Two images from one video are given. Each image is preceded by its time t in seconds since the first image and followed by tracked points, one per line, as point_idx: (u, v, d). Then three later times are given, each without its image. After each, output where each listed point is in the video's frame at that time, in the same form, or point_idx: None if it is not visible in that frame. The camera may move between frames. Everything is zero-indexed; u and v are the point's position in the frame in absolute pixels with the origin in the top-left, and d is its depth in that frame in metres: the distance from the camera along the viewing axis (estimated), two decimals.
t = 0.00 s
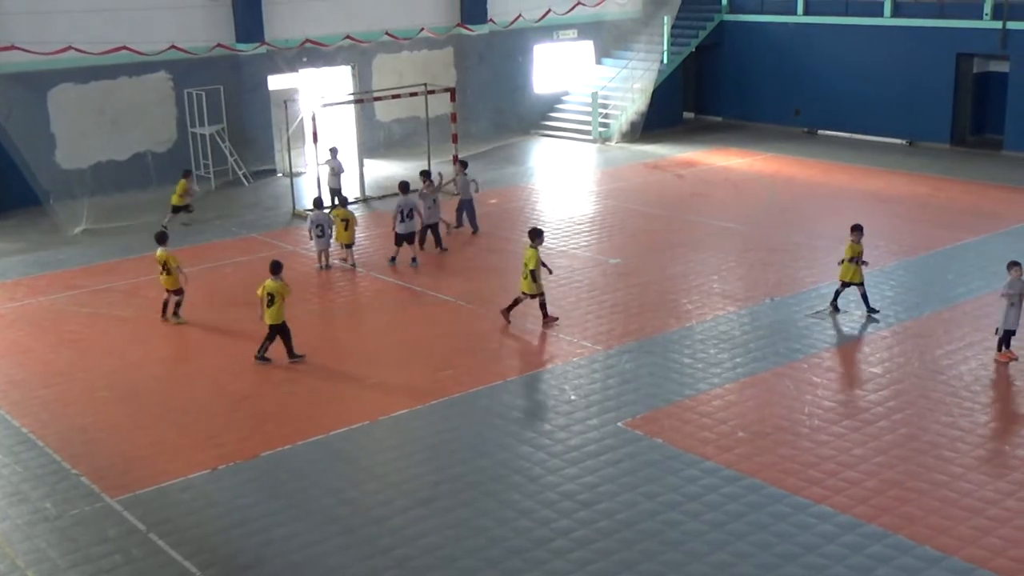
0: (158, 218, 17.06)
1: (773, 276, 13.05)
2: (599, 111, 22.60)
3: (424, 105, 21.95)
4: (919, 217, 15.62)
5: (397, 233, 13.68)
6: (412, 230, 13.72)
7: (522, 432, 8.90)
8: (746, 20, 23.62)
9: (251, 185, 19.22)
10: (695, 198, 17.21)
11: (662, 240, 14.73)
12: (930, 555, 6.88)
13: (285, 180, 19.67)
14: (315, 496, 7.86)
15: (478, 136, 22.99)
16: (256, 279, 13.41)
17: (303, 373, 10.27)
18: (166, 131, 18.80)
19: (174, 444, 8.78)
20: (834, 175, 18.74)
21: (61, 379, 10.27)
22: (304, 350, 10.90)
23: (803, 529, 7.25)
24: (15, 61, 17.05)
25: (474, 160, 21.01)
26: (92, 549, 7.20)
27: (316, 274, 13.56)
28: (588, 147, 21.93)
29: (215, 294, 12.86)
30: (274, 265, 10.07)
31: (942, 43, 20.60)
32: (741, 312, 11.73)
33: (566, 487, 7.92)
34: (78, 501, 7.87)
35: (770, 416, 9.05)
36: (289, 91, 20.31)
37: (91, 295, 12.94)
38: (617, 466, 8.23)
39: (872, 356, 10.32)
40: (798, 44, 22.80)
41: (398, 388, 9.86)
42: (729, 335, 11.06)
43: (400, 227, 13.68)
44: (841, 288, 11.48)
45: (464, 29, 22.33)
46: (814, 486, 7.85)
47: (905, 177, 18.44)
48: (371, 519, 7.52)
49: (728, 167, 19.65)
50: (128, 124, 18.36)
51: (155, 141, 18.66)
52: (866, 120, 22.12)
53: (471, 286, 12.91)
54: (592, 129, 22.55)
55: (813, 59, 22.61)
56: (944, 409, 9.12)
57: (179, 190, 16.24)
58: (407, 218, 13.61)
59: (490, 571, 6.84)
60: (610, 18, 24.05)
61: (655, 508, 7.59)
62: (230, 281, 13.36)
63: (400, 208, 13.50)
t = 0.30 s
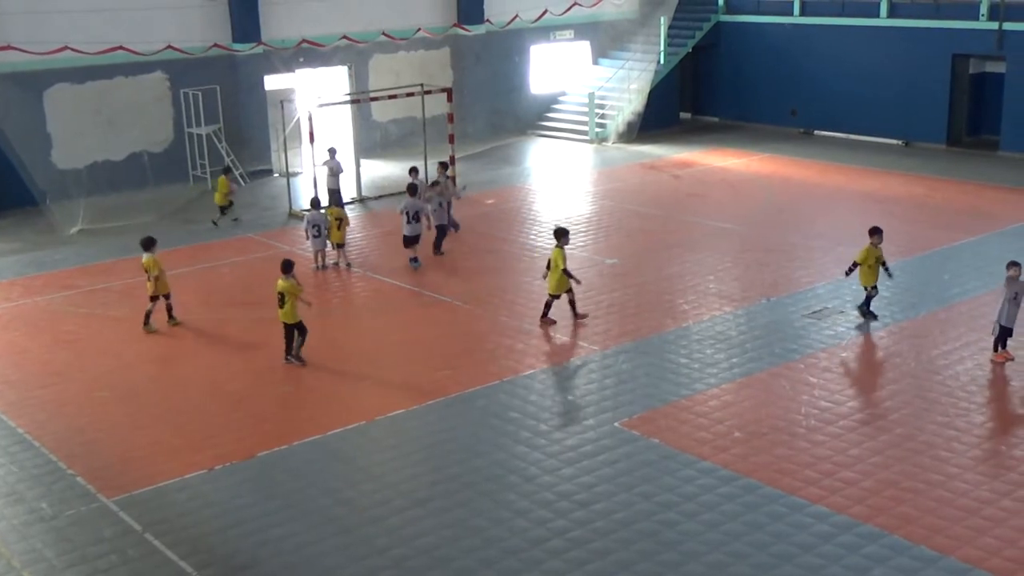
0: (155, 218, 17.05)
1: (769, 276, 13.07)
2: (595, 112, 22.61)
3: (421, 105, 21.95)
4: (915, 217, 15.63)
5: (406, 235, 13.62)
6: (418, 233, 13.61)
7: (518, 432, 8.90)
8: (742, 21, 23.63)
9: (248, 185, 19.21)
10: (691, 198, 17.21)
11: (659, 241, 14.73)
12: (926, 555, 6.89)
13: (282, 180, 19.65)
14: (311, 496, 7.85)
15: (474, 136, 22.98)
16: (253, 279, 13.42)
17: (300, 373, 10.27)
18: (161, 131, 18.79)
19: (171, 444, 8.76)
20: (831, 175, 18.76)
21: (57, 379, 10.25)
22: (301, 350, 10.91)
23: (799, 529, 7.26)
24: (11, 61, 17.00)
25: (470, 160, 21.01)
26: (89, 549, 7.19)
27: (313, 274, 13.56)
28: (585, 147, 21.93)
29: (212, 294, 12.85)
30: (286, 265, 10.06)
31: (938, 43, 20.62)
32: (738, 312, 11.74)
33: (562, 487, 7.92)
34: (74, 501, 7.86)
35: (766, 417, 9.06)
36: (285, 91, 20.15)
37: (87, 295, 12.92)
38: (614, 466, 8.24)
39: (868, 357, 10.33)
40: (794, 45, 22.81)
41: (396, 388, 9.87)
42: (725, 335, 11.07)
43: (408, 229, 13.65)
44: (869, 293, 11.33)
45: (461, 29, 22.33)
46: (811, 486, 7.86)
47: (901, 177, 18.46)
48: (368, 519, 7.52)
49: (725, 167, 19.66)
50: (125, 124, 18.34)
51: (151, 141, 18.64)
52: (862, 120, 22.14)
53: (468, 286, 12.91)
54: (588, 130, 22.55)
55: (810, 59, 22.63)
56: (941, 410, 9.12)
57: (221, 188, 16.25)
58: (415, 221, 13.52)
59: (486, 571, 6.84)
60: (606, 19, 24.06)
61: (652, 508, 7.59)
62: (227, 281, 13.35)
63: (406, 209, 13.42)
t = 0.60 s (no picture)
0: (153, 218, 17.04)
1: (767, 276, 13.07)
2: (594, 111, 22.61)
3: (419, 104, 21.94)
4: (913, 217, 15.64)
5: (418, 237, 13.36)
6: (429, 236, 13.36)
7: (517, 432, 8.90)
8: (741, 20, 23.63)
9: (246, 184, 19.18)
10: (689, 198, 17.22)
11: (657, 241, 14.73)
12: (925, 555, 6.90)
13: (280, 180, 19.64)
14: (310, 496, 7.85)
15: (473, 136, 22.96)
16: (251, 278, 13.42)
17: (299, 373, 10.26)
18: (160, 131, 18.77)
19: (169, 444, 8.75)
20: (829, 175, 18.76)
21: (55, 379, 10.24)
22: (300, 349, 10.90)
23: (798, 528, 7.26)
24: (9, 61, 16.98)
25: (468, 160, 21.01)
26: (86, 549, 7.18)
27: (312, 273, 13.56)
28: (583, 147, 21.94)
29: (209, 294, 12.83)
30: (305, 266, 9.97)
31: (937, 43, 20.62)
32: (736, 312, 11.74)
33: (561, 487, 7.92)
34: (73, 501, 7.86)
35: (765, 417, 9.06)
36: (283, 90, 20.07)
37: (85, 295, 12.91)
38: (613, 466, 8.24)
39: (866, 357, 10.33)
40: (793, 45, 22.81)
41: (394, 388, 9.86)
42: (723, 335, 11.07)
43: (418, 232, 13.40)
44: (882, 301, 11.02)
45: (459, 29, 22.32)
46: (810, 486, 7.86)
47: (899, 177, 18.47)
48: (366, 519, 7.51)
49: (723, 167, 19.66)
50: (123, 124, 18.33)
51: (149, 140, 18.62)
52: (861, 120, 22.15)
53: (466, 286, 12.90)
54: (587, 129, 22.55)
55: (808, 59, 22.64)
56: (940, 410, 9.13)
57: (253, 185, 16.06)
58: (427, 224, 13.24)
59: (484, 571, 6.84)
60: (605, 18, 24.06)
61: (651, 508, 7.59)
62: (224, 281, 13.33)
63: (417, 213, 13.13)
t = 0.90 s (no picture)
0: (151, 217, 17.03)
1: (765, 276, 13.08)
2: (592, 111, 22.61)
3: (417, 104, 21.93)
4: (911, 217, 15.65)
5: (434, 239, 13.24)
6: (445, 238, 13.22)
7: (515, 431, 8.90)
8: (739, 20, 23.64)
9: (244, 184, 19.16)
10: (688, 198, 17.22)
11: (655, 241, 14.72)
12: (923, 554, 6.90)
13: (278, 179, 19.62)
14: (308, 495, 7.85)
15: (471, 135, 22.95)
16: (250, 278, 13.41)
17: (297, 372, 10.26)
18: (157, 131, 18.75)
19: (167, 444, 8.74)
20: (828, 175, 18.77)
21: (53, 378, 10.22)
22: (298, 349, 10.90)
23: (796, 528, 7.26)
24: (7, 60, 16.97)
25: (467, 159, 21.01)
26: (84, 548, 7.18)
27: (310, 273, 13.54)
28: (581, 146, 21.94)
29: (207, 293, 12.82)
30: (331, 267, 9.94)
31: (935, 44, 20.64)
32: (734, 312, 11.74)
33: (559, 487, 7.92)
34: (71, 500, 7.85)
35: (763, 416, 9.06)
36: (283, 89, 20.28)
37: (83, 294, 12.90)
38: (611, 466, 8.24)
39: (864, 356, 10.34)
40: (792, 44, 22.81)
41: (392, 388, 9.85)
42: (721, 335, 11.07)
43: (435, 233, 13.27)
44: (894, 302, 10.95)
45: (458, 28, 22.33)
46: (807, 485, 7.87)
47: (897, 177, 18.47)
48: (364, 518, 7.52)
49: (721, 167, 19.66)
50: (121, 123, 18.32)
51: (147, 140, 18.61)
52: (859, 119, 22.16)
53: (465, 286, 12.89)
54: (585, 129, 22.55)
55: (807, 59, 22.64)
56: (937, 409, 9.14)
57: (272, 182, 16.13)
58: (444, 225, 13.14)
59: (482, 571, 6.83)
60: (603, 18, 24.08)
61: (649, 507, 7.59)
62: (222, 281, 13.32)
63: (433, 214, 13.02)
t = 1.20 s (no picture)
0: (148, 217, 17.02)
1: (762, 275, 13.08)
2: (590, 110, 22.61)
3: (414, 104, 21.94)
4: (908, 216, 15.65)
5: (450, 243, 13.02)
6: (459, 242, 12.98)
7: (512, 431, 8.90)
8: (736, 20, 23.64)
9: (241, 184, 19.13)
10: (685, 197, 17.21)
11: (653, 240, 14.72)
12: (920, 553, 6.91)
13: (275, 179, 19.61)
14: (305, 495, 7.85)
15: (468, 135, 22.94)
16: (247, 277, 13.40)
17: (294, 372, 10.25)
18: (154, 130, 18.74)
19: (164, 444, 8.74)
20: (824, 174, 18.78)
21: (49, 378, 10.21)
22: (295, 349, 10.89)
23: (793, 526, 7.27)
24: (4, 60, 16.96)
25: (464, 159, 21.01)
26: (82, 548, 7.18)
27: (307, 273, 13.53)
28: (578, 146, 21.93)
29: (204, 294, 12.81)
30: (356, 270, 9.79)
31: (933, 43, 20.66)
32: (731, 311, 11.74)
33: (556, 486, 7.93)
34: (68, 500, 7.85)
35: (760, 415, 9.07)
36: (280, 89, 20.35)
37: (81, 294, 12.90)
38: (608, 465, 8.24)
39: (861, 355, 10.35)
40: (789, 44, 22.82)
41: (388, 388, 9.84)
42: (719, 334, 11.08)
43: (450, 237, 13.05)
44: (911, 309, 10.76)
45: (454, 28, 22.34)
46: (805, 484, 7.88)
47: (894, 176, 18.48)
48: (361, 518, 7.52)
49: (718, 166, 19.66)
50: (118, 123, 18.30)
51: (144, 139, 18.59)
52: (856, 119, 22.17)
53: (463, 286, 12.88)
54: (582, 129, 22.55)
55: (804, 57, 22.65)
56: (935, 408, 9.14)
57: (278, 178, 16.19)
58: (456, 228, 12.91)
59: (479, 570, 6.83)
60: (600, 18, 24.11)
61: (646, 506, 7.60)
62: (219, 280, 13.31)
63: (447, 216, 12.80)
